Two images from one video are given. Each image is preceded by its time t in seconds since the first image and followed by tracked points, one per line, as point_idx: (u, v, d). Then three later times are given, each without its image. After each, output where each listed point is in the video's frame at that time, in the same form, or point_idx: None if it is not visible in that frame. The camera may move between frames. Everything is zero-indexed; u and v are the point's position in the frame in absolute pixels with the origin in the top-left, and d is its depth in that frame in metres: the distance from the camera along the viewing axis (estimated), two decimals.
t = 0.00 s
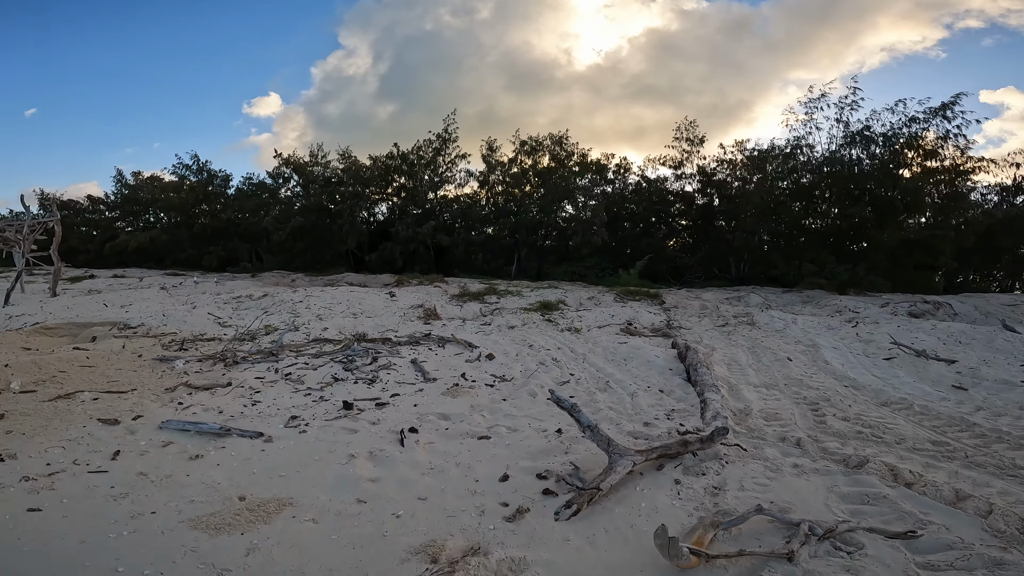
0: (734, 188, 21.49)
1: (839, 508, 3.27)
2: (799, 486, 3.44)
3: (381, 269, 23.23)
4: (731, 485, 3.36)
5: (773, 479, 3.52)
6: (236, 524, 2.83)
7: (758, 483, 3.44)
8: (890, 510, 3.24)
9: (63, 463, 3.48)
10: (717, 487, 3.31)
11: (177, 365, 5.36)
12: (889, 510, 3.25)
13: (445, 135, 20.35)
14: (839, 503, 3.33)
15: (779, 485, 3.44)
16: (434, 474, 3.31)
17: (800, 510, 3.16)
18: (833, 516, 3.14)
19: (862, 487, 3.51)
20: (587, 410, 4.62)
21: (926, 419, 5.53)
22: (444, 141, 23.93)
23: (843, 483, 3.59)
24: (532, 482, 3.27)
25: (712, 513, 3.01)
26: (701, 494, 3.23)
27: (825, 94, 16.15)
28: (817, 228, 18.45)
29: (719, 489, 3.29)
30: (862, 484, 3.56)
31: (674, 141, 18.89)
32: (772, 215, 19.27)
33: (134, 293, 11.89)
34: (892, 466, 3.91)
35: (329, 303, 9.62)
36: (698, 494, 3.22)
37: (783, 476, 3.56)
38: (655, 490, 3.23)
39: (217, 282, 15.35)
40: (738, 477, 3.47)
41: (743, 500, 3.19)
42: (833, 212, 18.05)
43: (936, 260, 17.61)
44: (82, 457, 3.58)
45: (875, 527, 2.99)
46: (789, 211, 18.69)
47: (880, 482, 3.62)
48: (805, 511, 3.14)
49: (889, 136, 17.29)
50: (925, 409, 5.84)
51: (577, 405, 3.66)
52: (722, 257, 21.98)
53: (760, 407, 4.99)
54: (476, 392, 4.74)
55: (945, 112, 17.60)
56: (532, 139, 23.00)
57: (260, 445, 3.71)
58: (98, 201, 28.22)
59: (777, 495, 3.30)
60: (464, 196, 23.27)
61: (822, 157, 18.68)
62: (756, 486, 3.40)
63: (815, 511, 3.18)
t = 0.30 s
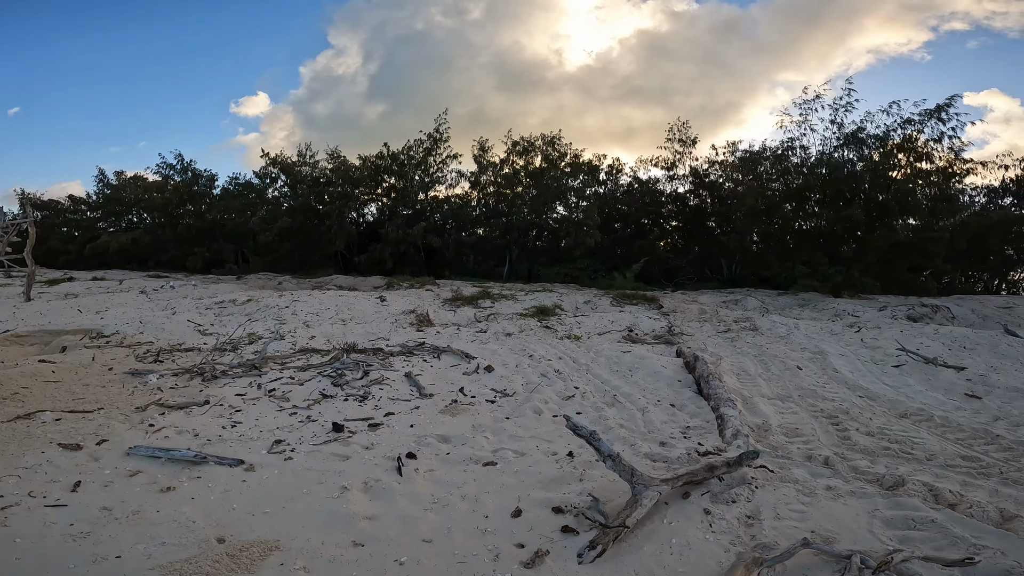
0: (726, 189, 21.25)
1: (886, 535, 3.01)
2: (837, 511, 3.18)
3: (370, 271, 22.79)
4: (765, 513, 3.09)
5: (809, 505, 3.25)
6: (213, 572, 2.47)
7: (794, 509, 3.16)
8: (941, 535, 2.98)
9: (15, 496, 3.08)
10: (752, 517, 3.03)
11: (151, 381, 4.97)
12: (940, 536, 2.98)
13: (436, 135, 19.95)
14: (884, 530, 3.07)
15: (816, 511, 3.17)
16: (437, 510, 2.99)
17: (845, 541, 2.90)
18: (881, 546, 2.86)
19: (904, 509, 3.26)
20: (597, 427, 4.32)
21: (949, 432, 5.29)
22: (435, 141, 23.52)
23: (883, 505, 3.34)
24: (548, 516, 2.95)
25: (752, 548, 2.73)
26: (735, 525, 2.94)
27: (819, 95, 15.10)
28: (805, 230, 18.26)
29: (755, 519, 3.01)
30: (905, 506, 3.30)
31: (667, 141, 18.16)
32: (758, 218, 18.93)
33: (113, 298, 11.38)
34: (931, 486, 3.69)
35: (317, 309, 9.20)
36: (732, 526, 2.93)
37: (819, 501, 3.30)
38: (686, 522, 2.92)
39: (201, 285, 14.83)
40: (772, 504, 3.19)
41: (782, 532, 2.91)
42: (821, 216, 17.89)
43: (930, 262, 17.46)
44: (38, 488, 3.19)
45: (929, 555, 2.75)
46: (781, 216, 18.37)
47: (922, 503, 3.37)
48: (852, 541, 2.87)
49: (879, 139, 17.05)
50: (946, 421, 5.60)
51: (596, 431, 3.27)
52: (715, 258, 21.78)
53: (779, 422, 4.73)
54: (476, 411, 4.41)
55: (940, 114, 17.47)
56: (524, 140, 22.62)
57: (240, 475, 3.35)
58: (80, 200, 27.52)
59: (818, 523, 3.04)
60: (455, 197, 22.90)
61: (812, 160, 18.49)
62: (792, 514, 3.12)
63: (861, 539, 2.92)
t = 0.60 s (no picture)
0: (716, 191, 20.98)
1: (945, 549, 2.93)
2: (890, 526, 3.09)
3: (358, 272, 22.29)
4: (815, 531, 2.99)
5: (857, 520, 3.16)
6: None
7: (844, 525, 3.07)
8: (1002, 546, 2.90)
9: None
10: (801, 536, 2.93)
11: (127, 394, 4.59)
12: (1001, 548, 2.90)
13: (427, 134, 19.62)
14: (942, 543, 2.98)
15: (867, 526, 3.08)
16: (456, 542, 2.78)
17: (904, 557, 2.82)
18: (944, 560, 2.81)
19: (956, 521, 3.18)
20: (615, 440, 4.11)
21: (974, 436, 5.14)
22: (426, 140, 23.22)
23: (934, 518, 3.25)
24: (582, 545, 2.77)
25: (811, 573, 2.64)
26: (787, 546, 2.85)
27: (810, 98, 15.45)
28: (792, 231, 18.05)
29: (804, 539, 2.91)
30: (957, 518, 3.21)
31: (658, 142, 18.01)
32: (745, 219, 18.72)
33: (88, 301, 10.88)
34: (977, 495, 3.57)
35: (306, 312, 8.85)
36: (783, 548, 2.83)
37: (866, 516, 3.20)
38: (731, 546, 2.80)
39: (183, 287, 14.34)
40: (819, 521, 3.09)
41: (838, 551, 2.82)
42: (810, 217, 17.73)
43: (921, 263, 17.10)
44: None
45: (1001, 569, 2.68)
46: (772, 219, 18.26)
47: (974, 514, 3.27)
48: (912, 559, 2.80)
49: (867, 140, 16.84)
50: (968, 426, 5.44)
51: (632, 453, 3.18)
52: (706, 259, 21.66)
53: (802, 430, 4.57)
54: (483, 425, 4.14)
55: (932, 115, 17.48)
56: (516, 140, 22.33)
57: (230, 503, 3.05)
58: (58, 200, 26.79)
59: (872, 540, 2.95)
60: (445, 197, 22.52)
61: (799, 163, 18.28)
62: (843, 531, 3.03)
63: (920, 555, 2.84)
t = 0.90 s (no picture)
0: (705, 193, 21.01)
1: (982, 564, 2.77)
2: (923, 542, 2.94)
3: (343, 274, 21.89)
4: (848, 552, 2.83)
5: (888, 537, 3.00)
6: None
7: (877, 543, 2.92)
8: None
9: None
10: (835, 556, 2.78)
11: (102, 410, 4.28)
12: None
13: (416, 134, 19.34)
14: (978, 558, 2.82)
15: (901, 543, 2.92)
16: None
17: None
18: None
19: (988, 535, 3.01)
20: (626, 457, 3.96)
21: (985, 446, 4.98)
22: (414, 141, 22.96)
23: (965, 532, 3.07)
24: None
25: None
26: (822, 567, 2.69)
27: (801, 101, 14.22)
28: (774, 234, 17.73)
29: (840, 560, 2.75)
30: (988, 532, 3.03)
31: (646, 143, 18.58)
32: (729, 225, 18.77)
33: (64, 305, 10.47)
34: (1003, 508, 3.40)
35: (292, 318, 8.55)
36: (819, 571, 2.67)
37: (898, 532, 3.04)
38: (765, 571, 2.63)
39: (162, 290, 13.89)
40: (851, 539, 2.93)
41: (876, 572, 2.68)
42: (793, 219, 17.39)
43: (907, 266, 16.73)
44: None
45: None
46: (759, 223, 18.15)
47: (1005, 528, 3.10)
48: None
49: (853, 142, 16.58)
50: (978, 434, 5.29)
51: (658, 479, 3.04)
52: (694, 262, 21.66)
53: (816, 442, 4.46)
54: (486, 445, 3.93)
55: (920, 119, 17.62)
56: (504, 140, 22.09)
57: (220, 536, 2.80)
58: (35, 200, 26.09)
59: (909, 558, 2.80)
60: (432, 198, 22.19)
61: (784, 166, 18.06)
62: (877, 549, 2.87)
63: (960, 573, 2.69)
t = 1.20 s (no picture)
0: (694, 195, 20.91)
1: None
2: (960, 551, 2.89)
3: (327, 274, 21.44)
4: (886, 564, 2.77)
5: (925, 547, 2.94)
6: None
7: (915, 554, 2.86)
8: None
9: None
10: (873, 569, 2.72)
11: (63, 419, 3.98)
12: None
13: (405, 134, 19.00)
14: (1019, 567, 2.77)
15: (938, 553, 2.86)
16: None
17: None
18: None
19: None
20: (636, 467, 3.84)
21: (997, 447, 4.89)
22: (402, 140, 22.62)
23: (1001, 539, 3.01)
24: None
25: None
26: None
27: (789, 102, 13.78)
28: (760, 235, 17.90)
29: (878, 573, 2.69)
30: None
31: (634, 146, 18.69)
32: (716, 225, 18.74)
33: (33, 305, 10.00)
34: None
35: (274, 319, 8.23)
36: None
37: (933, 541, 2.99)
38: None
39: (138, 290, 13.39)
40: (886, 549, 2.88)
41: None
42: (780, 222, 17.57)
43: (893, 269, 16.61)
44: None
45: None
46: (746, 225, 18.13)
47: None
48: None
49: (840, 143, 16.45)
50: (988, 437, 5.19)
51: (685, 495, 2.86)
52: (682, 263, 21.59)
53: (829, 446, 4.39)
54: (482, 455, 3.72)
55: (908, 121, 17.72)
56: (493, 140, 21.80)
57: (191, 562, 2.53)
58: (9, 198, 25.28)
59: (948, 569, 2.74)
60: (419, 198, 21.85)
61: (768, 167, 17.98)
62: (916, 560, 2.82)
63: None
